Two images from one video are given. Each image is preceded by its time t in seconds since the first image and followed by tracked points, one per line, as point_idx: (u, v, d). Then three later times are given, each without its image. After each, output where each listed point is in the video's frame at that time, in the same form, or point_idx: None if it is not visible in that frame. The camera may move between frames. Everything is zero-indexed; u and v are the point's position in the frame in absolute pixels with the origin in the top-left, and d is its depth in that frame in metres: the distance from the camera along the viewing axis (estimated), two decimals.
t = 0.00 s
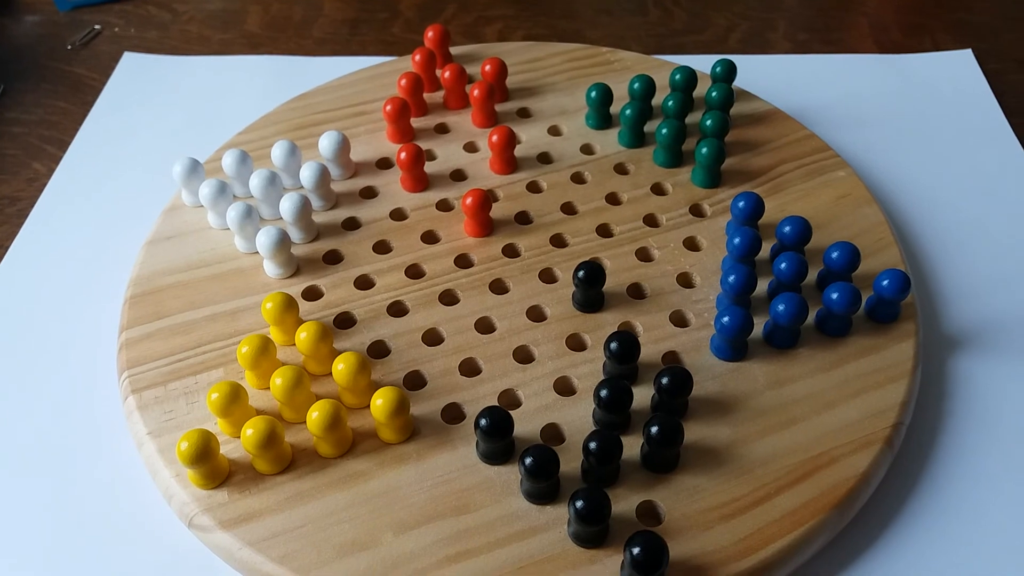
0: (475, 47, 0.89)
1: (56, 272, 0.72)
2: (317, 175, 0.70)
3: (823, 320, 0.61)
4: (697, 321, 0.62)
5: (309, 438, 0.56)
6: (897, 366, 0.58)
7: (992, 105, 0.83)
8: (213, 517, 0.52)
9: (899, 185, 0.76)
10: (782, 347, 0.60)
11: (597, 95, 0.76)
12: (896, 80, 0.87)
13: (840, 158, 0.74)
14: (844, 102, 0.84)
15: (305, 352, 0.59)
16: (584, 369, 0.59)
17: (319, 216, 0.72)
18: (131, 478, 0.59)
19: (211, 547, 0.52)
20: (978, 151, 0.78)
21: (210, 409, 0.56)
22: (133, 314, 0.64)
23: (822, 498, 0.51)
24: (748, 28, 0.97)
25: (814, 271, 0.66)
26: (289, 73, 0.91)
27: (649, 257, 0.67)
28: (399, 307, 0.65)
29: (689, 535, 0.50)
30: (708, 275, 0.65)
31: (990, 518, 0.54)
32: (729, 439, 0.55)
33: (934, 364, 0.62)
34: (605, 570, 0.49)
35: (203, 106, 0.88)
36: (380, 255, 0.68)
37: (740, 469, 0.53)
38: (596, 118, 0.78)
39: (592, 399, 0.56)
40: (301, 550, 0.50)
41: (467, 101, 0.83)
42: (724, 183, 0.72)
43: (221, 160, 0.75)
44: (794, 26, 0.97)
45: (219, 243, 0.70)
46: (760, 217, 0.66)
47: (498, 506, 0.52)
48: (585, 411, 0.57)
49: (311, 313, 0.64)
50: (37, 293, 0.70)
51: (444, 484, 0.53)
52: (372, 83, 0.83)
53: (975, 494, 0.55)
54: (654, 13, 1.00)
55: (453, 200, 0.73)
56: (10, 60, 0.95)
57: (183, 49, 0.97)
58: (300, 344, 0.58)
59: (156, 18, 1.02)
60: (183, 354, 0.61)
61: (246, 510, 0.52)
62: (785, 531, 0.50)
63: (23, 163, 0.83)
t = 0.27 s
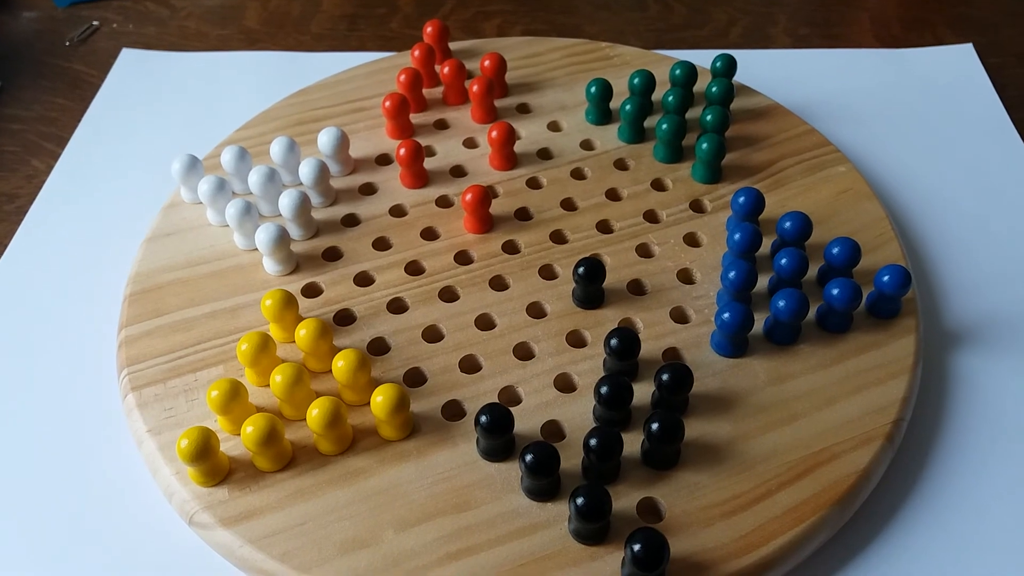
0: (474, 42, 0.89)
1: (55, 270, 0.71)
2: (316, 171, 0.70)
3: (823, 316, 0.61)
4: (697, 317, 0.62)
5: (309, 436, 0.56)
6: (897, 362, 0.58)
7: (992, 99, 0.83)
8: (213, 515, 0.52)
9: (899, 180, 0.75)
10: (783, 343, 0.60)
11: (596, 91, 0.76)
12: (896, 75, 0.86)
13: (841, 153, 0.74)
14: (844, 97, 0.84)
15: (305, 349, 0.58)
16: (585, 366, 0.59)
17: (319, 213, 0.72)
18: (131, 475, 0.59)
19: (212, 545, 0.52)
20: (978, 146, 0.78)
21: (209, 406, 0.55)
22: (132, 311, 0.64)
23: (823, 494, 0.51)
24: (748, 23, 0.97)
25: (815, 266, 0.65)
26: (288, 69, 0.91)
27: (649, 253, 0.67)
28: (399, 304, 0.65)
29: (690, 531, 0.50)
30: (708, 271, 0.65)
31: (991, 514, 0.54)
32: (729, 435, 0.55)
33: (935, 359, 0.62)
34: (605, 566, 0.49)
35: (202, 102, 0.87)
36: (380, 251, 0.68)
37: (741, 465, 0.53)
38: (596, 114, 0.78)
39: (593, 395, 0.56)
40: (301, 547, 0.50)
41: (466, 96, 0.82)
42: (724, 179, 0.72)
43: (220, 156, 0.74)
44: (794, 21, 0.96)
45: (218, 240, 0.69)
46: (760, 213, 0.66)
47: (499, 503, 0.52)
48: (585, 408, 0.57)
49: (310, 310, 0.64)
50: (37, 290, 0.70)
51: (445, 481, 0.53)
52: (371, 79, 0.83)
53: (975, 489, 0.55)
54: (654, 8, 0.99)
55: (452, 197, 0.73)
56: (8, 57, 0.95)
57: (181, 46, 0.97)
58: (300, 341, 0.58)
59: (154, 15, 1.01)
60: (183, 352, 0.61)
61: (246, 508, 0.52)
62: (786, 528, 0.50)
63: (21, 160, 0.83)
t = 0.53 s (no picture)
0: (468, 36, 0.89)
1: (47, 266, 0.71)
2: (309, 167, 0.70)
3: (817, 310, 0.61)
4: (691, 312, 0.62)
5: (302, 432, 0.56)
6: (891, 356, 0.58)
7: (987, 92, 0.83)
8: (206, 511, 0.52)
9: (893, 173, 0.75)
10: (776, 337, 0.60)
11: (590, 85, 0.76)
12: (891, 68, 0.86)
13: (835, 147, 0.74)
14: (838, 91, 0.84)
15: (298, 345, 0.58)
16: (579, 361, 0.59)
17: (312, 208, 0.71)
18: (124, 472, 0.58)
19: (205, 541, 0.52)
20: (973, 139, 0.78)
21: (202, 403, 0.55)
22: (125, 307, 0.63)
23: (817, 488, 0.51)
24: (743, 16, 0.96)
25: (809, 260, 0.65)
26: (281, 64, 0.91)
27: (643, 247, 0.67)
28: (392, 299, 0.64)
29: (683, 526, 0.50)
30: (702, 265, 0.65)
31: (984, 508, 0.54)
32: (723, 429, 0.55)
33: (929, 353, 0.62)
34: (599, 561, 0.49)
35: (194, 98, 0.87)
36: (373, 247, 0.68)
37: (735, 459, 0.53)
38: (590, 108, 0.78)
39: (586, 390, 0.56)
40: (295, 543, 0.50)
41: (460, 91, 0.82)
42: (718, 173, 0.72)
43: (212, 152, 0.74)
44: (789, 14, 0.96)
45: (211, 235, 0.69)
46: (754, 206, 0.66)
47: (493, 498, 0.52)
48: (579, 403, 0.57)
49: (303, 305, 0.64)
50: (29, 287, 0.70)
51: (438, 477, 0.53)
52: (364, 73, 0.83)
53: (969, 483, 0.55)
54: (649, 2, 0.99)
55: (446, 191, 0.72)
56: None
57: (174, 41, 0.96)
58: (293, 337, 0.58)
59: (147, 10, 1.01)
60: (176, 348, 0.61)
61: (239, 504, 0.52)
62: (780, 522, 0.50)
63: (13, 156, 0.83)
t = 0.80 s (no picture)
0: (463, 34, 0.89)
1: (41, 265, 0.71)
2: (304, 164, 0.70)
3: (811, 305, 0.61)
4: (685, 307, 0.62)
5: (296, 428, 0.56)
6: (884, 350, 0.58)
7: (982, 90, 0.83)
8: (200, 508, 0.52)
9: (887, 170, 0.75)
10: (770, 332, 0.60)
11: (585, 82, 0.76)
12: (885, 65, 0.86)
13: (830, 143, 0.74)
14: (833, 88, 0.84)
15: (292, 342, 0.58)
16: (573, 357, 0.59)
17: (307, 206, 0.71)
18: (119, 469, 0.58)
19: (199, 538, 0.52)
20: (967, 136, 0.78)
21: (196, 399, 0.55)
22: (119, 305, 0.63)
23: (810, 482, 0.51)
24: (737, 14, 0.97)
25: (803, 256, 0.65)
26: (276, 62, 0.91)
27: (638, 243, 0.67)
28: (387, 296, 0.64)
29: (677, 520, 0.50)
30: (697, 261, 0.65)
31: (977, 501, 0.54)
32: (717, 424, 0.55)
33: (922, 348, 0.62)
34: (592, 556, 0.49)
35: (189, 96, 0.87)
36: (368, 244, 0.68)
37: (729, 454, 0.53)
38: (585, 105, 0.78)
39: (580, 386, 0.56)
40: (288, 539, 0.50)
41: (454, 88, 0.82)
42: (712, 169, 0.72)
43: (206, 150, 0.74)
44: (784, 12, 0.96)
45: (205, 233, 0.69)
46: (749, 202, 0.66)
47: (487, 493, 0.52)
48: (573, 398, 0.57)
49: (298, 302, 0.64)
50: (23, 285, 0.69)
51: (432, 473, 0.53)
52: (359, 71, 0.83)
53: (962, 477, 0.55)
54: None
55: (441, 188, 0.72)
56: None
57: (169, 39, 0.96)
58: (287, 334, 0.58)
59: (142, 8, 1.01)
60: (170, 345, 0.61)
61: (233, 501, 0.52)
62: (773, 516, 0.50)
63: (8, 155, 0.83)
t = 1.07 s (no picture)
0: (463, 33, 0.89)
1: (41, 266, 0.71)
2: (304, 164, 0.69)
3: (813, 306, 0.61)
4: (687, 308, 0.62)
5: (297, 430, 0.56)
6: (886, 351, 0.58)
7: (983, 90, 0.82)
8: (200, 509, 0.52)
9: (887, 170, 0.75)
10: (771, 333, 0.60)
11: (586, 82, 0.76)
12: (886, 65, 0.86)
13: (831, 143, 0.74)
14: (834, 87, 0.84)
15: (292, 343, 0.58)
16: (574, 357, 0.59)
17: (307, 206, 0.71)
18: (119, 470, 0.58)
19: (199, 540, 0.52)
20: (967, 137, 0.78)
21: (196, 401, 0.55)
22: (119, 306, 0.63)
23: (812, 484, 0.51)
24: (738, 13, 0.96)
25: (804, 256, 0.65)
26: (276, 62, 0.90)
27: (639, 244, 0.67)
28: (387, 297, 0.64)
29: (679, 522, 0.50)
30: (698, 262, 0.65)
31: (980, 503, 0.54)
32: (718, 425, 0.54)
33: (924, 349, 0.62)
34: (594, 557, 0.49)
35: (188, 96, 0.87)
36: (368, 244, 0.68)
37: (731, 455, 0.53)
38: (585, 105, 0.78)
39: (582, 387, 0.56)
40: (289, 541, 0.50)
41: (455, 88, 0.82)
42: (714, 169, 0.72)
43: (206, 150, 0.74)
44: (784, 11, 0.96)
45: (205, 233, 0.69)
46: (750, 202, 0.66)
47: (488, 495, 0.52)
48: (575, 399, 0.57)
49: (298, 303, 0.64)
50: (23, 285, 0.69)
51: (433, 474, 0.53)
52: (359, 71, 0.82)
53: (964, 479, 0.55)
54: None
55: (441, 189, 0.72)
56: None
57: (168, 39, 0.96)
58: (288, 335, 0.58)
59: (141, 7, 1.01)
60: (170, 346, 0.60)
61: (234, 502, 0.52)
62: (775, 518, 0.50)
63: (7, 155, 0.82)
